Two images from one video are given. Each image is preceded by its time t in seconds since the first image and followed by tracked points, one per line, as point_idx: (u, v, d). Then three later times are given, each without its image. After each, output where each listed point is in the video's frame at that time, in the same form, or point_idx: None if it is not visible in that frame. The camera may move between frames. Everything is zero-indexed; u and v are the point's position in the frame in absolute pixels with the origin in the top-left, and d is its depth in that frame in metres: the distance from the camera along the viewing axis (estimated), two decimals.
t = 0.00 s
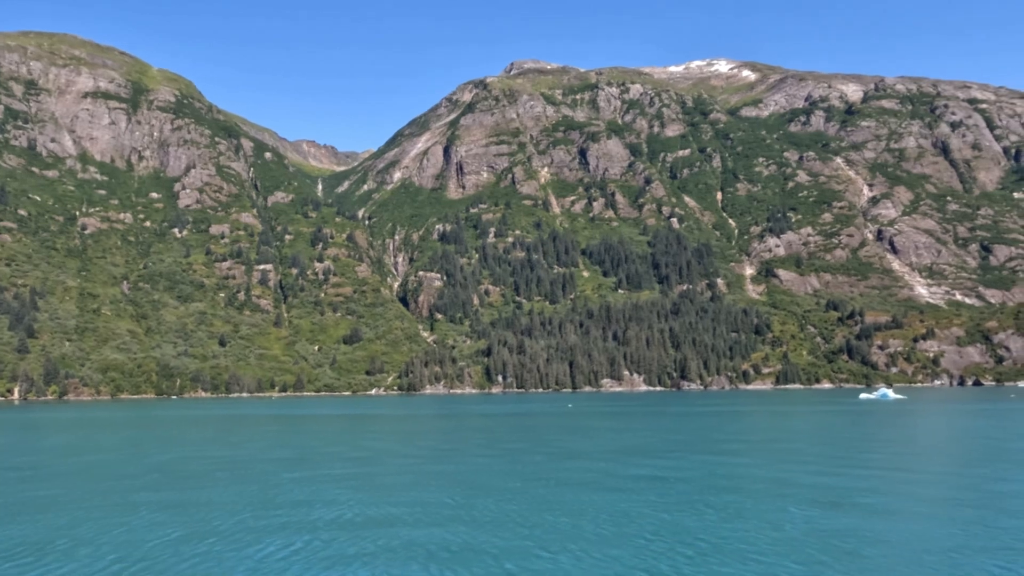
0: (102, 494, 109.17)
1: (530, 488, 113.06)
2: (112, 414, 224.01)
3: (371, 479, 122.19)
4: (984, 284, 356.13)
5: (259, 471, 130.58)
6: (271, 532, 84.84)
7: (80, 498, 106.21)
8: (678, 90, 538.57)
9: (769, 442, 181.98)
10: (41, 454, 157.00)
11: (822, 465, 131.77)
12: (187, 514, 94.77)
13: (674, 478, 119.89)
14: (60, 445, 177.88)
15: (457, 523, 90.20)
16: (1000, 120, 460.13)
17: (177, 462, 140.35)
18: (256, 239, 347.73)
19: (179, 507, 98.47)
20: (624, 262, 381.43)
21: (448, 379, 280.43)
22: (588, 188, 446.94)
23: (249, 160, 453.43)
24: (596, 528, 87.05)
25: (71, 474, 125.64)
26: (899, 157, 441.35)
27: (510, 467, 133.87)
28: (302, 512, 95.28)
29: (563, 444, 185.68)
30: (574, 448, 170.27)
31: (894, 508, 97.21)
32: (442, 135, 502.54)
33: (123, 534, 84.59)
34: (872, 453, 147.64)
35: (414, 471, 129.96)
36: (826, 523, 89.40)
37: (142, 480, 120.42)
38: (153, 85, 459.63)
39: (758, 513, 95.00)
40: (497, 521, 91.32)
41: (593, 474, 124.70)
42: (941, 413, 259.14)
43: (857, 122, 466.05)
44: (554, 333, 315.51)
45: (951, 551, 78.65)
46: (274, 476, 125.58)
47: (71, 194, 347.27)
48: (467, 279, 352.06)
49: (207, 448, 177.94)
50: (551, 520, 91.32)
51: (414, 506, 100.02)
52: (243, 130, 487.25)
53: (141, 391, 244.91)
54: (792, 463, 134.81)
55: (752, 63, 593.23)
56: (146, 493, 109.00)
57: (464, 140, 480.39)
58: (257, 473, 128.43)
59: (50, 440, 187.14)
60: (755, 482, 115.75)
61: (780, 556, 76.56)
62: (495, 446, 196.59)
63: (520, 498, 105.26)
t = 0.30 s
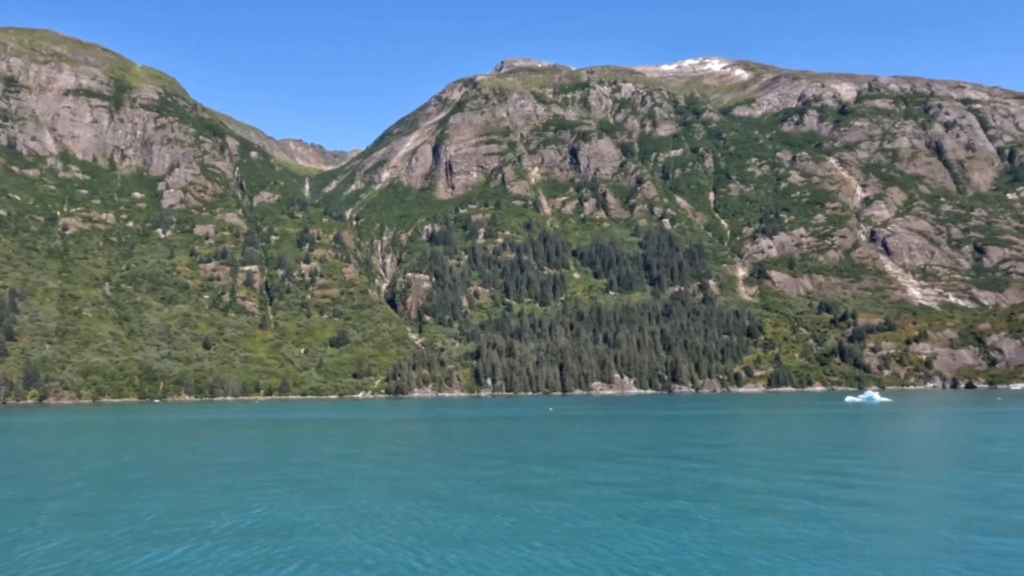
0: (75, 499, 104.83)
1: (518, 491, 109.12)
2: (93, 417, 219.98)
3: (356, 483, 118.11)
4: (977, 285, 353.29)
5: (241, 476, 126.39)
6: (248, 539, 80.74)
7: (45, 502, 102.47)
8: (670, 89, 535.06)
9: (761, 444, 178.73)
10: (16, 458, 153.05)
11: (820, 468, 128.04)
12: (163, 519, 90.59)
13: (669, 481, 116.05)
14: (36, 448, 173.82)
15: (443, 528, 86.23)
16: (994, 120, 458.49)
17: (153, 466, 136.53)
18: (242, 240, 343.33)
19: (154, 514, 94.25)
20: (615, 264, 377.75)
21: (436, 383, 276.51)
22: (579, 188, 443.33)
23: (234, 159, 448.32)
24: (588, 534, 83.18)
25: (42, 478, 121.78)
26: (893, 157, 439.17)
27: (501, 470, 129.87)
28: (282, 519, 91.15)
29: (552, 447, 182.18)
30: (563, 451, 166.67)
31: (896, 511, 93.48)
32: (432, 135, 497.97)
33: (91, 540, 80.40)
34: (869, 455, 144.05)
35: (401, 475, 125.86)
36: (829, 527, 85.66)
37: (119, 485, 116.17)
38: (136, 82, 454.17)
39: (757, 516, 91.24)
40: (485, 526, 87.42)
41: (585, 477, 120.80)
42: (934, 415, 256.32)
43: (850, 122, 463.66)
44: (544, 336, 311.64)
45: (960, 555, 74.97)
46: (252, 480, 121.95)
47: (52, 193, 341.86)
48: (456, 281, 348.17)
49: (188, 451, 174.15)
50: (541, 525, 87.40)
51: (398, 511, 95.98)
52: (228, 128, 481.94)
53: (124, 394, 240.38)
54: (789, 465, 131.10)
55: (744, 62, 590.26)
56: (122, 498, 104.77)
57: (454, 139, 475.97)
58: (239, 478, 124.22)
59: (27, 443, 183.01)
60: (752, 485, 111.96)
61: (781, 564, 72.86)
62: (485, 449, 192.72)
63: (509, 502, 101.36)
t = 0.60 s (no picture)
0: (42, 506, 101.29)
1: (503, 498, 105.86)
2: (72, 420, 215.98)
3: (345, 489, 114.77)
4: (971, 287, 350.49)
5: (218, 481, 122.91)
6: (227, 554, 77.43)
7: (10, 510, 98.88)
8: (663, 88, 531.39)
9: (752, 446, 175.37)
10: None
11: (818, 472, 125.07)
12: (142, 530, 87.00)
13: (665, 486, 113.00)
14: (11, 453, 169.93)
15: (433, 540, 83.07)
16: (988, 120, 456.37)
17: (128, 470, 132.95)
18: (227, 241, 338.96)
19: (134, 524, 90.71)
20: (606, 265, 374.18)
21: (425, 386, 272.77)
22: (570, 188, 439.52)
23: (220, 158, 443.51)
24: (583, 548, 80.25)
25: (11, 485, 118.12)
26: (887, 157, 436.63)
27: (489, 475, 126.87)
28: (266, 529, 87.75)
29: (540, 450, 178.90)
30: (550, 453, 163.30)
31: (892, 518, 90.40)
32: (421, 133, 493.45)
33: (65, 558, 76.87)
34: (865, 458, 141.24)
35: (391, 481, 122.46)
36: (831, 538, 82.71)
37: (97, 491, 112.57)
38: (120, 80, 448.86)
39: (757, 524, 88.39)
40: (476, 538, 84.40)
41: (580, 482, 117.59)
42: (928, 417, 253.48)
43: (844, 122, 460.96)
44: (534, 338, 307.94)
45: (962, 567, 72.14)
46: (229, 485, 118.42)
47: (34, 193, 336.84)
48: (445, 282, 344.47)
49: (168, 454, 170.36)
50: (535, 536, 84.48)
51: (386, 520, 92.73)
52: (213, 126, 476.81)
53: (106, 398, 236.13)
54: (787, 469, 128.09)
55: (738, 61, 587.08)
56: (102, 506, 101.37)
57: (443, 138, 471.73)
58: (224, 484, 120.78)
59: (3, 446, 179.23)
60: (748, 490, 108.98)
61: None
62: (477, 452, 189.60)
63: (500, 509, 98.28)
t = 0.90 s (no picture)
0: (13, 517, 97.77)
1: (488, 505, 102.68)
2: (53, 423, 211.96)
3: (324, 496, 110.89)
4: (964, 288, 347.98)
5: (197, 487, 119.53)
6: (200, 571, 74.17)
7: None
8: (654, 87, 527.73)
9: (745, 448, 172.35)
10: None
11: (812, 475, 121.73)
12: (113, 545, 83.66)
13: (655, 492, 109.51)
14: None
15: (418, 555, 79.77)
16: (982, 120, 454.69)
17: (105, 475, 129.41)
18: (211, 241, 334.47)
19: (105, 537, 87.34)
20: (596, 266, 370.73)
21: (413, 389, 269.25)
22: (561, 188, 435.81)
23: (204, 156, 438.45)
24: (575, 562, 77.04)
25: None
26: (879, 157, 434.19)
27: (476, 479, 123.80)
28: (243, 543, 84.11)
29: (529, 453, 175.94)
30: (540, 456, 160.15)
31: (889, 528, 87.48)
32: (409, 132, 488.89)
33: None
34: (859, 460, 138.27)
35: (373, 486, 118.68)
36: (832, 551, 79.68)
37: (68, 499, 108.55)
38: (101, 76, 443.30)
39: (754, 535, 85.32)
40: (463, 552, 81.11)
41: (569, 487, 113.87)
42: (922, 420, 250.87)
43: (837, 121, 458.28)
44: (523, 340, 304.40)
45: None
46: (209, 492, 115.02)
47: (14, 193, 331.56)
48: (433, 283, 340.82)
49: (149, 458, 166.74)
50: (524, 551, 81.19)
51: (370, 532, 89.34)
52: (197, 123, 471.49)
53: (87, 402, 231.75)
54: (780, 473, 124.68)
55: (730, 59, 583.70)
56: (70, 517, 97.31)
57: (432, 137, 467.37)
58: (202, 489, 117.08)
59: None
60: (740, 496, 105.96)
61: None
62: (464, 453, 185.75)
63: (486, 518, 95.08)
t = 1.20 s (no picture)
0: None
1: (468, 511, 99.39)
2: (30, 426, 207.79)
3: (303, 501, 107.45)
4: (955, 290, 345.71)
5: (172, 492, 116.01)
6: None
7: None
8: (645, 86, 524.45)
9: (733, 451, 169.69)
10: None
11: (807, 479, 118.14)
12: (77, 556, 80.17)
13: (644, 496, 106.54)
14: None
15: (393, 566, 76.50)
16: (974, 121, 453.06)
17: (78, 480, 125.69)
18: (195, 242, 329.97)
19: (70, 546, 83.84)
20: (586, 268, 367.31)
21: (399, 393, 265.73)
22: (550, 189, 432.20)
23: (187, 156, 433.42)
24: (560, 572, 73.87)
25: None
26: (871, 158, 432.20)
27: (459, 482, 120.62)
28: (216, 552, 80.93)
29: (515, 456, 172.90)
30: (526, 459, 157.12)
31: (883, 534, 84.47)
32: (397, 131, 484.45)
33: None
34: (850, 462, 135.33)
35: (354, 491, 115.47)
36: (823, 559, 76.78)
37: (35, 506, 104.92)
38: (82, 73, 437.80)
39: (745, 542, 82.52)
40: (440, 561, 77.90)
41: (555, 491, 110.76)
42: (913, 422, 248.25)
43: (829, 122, 455.86)
44: (512, 343, 301.01)
45: None
46: (184, 497, 111.45)
47: None
48: (421, 285, 337.31)
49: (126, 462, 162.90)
50: (507, 559, 78.25)
51: (350, 540, 85.63)
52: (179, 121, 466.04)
53: (67, 406, 227.37)
54: (772, 476, 121.46)
55: (722, 58, 580.76)
56: (38, 524, 93.84)
57: (420, 136, 463.19)
58: (176, 495, 113.51)
59: None
60: (729, 500, 102.93)
61: None
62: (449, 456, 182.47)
63: (466, 524, 91.88)
